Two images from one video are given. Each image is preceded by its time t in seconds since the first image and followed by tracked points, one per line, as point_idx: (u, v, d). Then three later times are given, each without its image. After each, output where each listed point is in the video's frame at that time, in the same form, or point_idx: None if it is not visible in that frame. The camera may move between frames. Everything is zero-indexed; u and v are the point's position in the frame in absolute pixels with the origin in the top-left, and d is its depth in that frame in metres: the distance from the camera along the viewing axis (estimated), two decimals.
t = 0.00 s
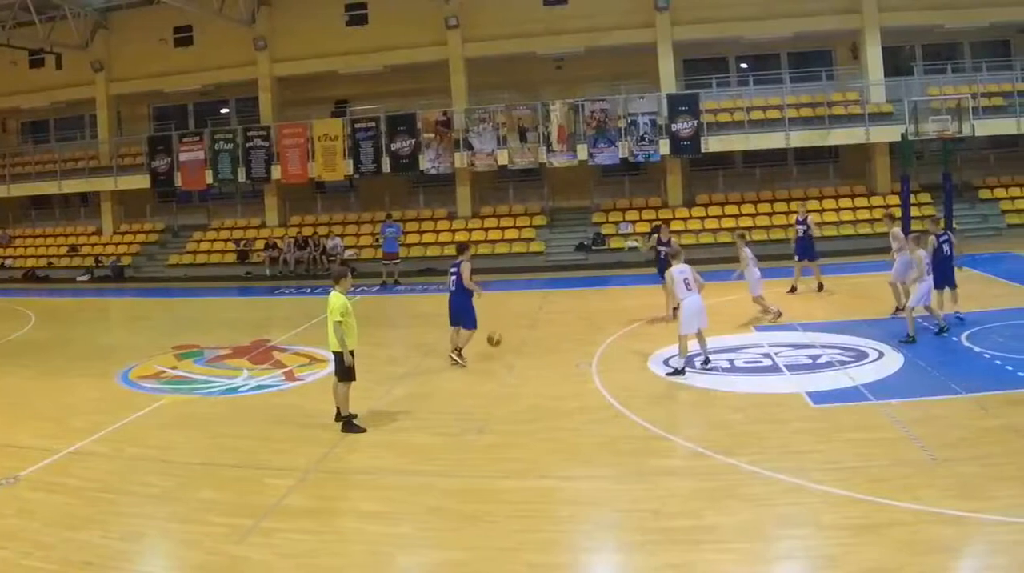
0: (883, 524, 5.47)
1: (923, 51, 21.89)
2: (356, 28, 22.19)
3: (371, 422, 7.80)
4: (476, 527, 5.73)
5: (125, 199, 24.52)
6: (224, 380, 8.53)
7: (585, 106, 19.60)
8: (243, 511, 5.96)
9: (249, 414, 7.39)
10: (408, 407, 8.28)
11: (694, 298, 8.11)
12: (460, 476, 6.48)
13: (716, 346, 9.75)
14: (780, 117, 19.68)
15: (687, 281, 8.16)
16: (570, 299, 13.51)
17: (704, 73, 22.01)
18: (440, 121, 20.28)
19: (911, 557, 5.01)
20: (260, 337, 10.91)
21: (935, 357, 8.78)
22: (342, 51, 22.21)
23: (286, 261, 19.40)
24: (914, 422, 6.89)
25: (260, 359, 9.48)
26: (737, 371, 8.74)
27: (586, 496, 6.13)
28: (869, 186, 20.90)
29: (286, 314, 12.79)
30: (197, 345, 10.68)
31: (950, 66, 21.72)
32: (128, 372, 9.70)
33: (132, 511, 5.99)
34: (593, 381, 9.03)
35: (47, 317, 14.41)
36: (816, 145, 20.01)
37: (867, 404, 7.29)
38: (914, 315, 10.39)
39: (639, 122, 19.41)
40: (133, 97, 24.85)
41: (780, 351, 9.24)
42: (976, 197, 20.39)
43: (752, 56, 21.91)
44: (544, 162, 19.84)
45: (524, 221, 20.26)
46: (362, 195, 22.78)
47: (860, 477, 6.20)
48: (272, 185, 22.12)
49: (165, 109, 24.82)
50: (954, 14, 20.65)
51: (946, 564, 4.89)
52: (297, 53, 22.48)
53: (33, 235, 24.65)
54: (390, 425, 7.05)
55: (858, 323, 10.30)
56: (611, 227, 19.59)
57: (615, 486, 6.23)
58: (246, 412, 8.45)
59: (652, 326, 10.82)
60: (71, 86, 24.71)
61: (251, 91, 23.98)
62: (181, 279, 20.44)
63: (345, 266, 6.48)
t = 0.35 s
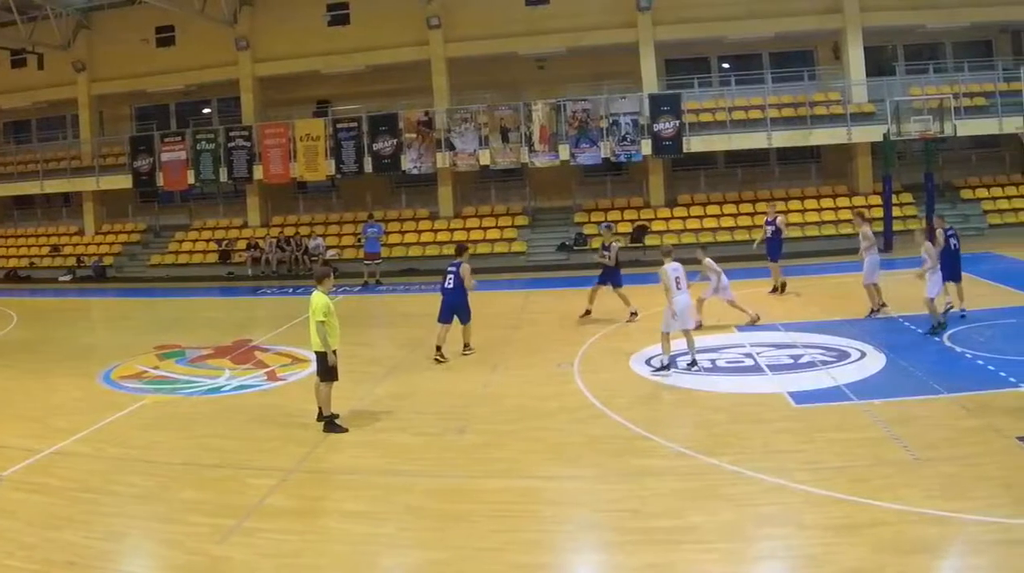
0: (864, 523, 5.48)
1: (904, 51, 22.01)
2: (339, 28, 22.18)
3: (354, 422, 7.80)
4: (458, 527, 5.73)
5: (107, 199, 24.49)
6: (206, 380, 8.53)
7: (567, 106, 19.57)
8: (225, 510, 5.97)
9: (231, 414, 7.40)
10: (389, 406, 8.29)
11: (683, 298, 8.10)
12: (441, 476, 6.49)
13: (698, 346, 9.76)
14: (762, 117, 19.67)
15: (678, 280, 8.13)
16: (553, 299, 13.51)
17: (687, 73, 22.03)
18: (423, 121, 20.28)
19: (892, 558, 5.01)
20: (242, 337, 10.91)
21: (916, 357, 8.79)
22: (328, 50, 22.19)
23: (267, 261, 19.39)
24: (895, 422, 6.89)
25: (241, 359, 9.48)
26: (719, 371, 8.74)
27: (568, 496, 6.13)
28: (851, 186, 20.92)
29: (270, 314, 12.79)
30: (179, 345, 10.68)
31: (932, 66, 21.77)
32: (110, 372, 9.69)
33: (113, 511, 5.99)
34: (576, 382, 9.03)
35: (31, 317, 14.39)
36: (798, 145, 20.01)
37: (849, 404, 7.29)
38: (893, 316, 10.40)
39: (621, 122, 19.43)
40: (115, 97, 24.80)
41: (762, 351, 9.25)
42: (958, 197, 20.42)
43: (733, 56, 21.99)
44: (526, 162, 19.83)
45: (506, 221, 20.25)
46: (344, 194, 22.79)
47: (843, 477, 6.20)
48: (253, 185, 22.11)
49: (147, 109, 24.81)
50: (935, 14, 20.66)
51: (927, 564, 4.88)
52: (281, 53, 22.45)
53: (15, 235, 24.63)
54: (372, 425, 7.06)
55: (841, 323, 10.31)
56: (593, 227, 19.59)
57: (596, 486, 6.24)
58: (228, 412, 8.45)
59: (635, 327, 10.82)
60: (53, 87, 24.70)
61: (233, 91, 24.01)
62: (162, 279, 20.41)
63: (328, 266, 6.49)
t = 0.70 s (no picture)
0: (845, 523, 5.48)
1: (885, 51, 22.00)
2: (320, 27, 22.16)
3: (335, 422, 7.80)
4: (439, 526, 5.72)
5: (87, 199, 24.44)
6: (187, 380, 8.52)
7: (547, 106, 19.57)
8: (206, 511, 5.97)
9: (211, 414, 7.39)
10: (370, 406, 8.29)
11: (660, 297, 8.15)
12: (422, 476, 6.49)
13: (679, 346, 9.76)
14: (742, 117, 19.69)
15: (654, 280, 8.17)
16: (535, 299, 13.51)
17: (667, 72, 22.01)
18: (403, 121, 20.25)
19: (873, 557, 5.01)
20: (222, 337, 10.91)
21: (896, 357, 8.80)
22: (313, 50, 22.16)
23: (248, 261, 19.39)
24: (874, 422, 6.90)
25: (222, 359, 9.49)
26: (699, 371, 8.74)
27: (549, 496, 6.13)
28: (831, 185, 20.92)
29: (254, 314, 12.79)
30: (160, 345, 10.67)
31: (913, 66, 21.79)
32: (90, 372, 9.68)
33: (92, 511, 5.98)
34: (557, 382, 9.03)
35: (15, 317, 14.36)
36: (779, 145, 20.02)
37: (829, 404, 7.29)
38: (872, 316, 10.41)
39: (602, 123, 19.42)
40: (96, 97, 24.73)
41: (742, 351, 9.26)
42: (938, 197, 20.45)
43: (714, 56, 21.97)
44: (507, 162, 19.84)
45: (486, 221, 20.22)
46: (324, 194, 22.79)
47: (824, 477, 6.20)
48: (234, 185, 22.09)
49: (127, 109, 24.78)
50: (916, 13, 20.65)
51: (907, 564, 4.88)
52: (264, 53, 22.42)
53: None
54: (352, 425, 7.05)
55: (822, 322, 10.32)
56: (574, 227, 19.57)
57: (576, 486, 6.24)
58: (208, 412, 8.45)
59: (617, 327, 10.83)
60: (33, 87, 24.65)
61: (213, 91, 24.02)
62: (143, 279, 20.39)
63: (310, 267, 6.49)
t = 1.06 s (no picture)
0: (827, 524, 5.48)
1: (867, 51, 22.01)
2: (303, 27, 22.15)
3: (317, 422, 7.80)
4: (421, 526, 5.73)
5: (69, 199, 24.40)
6: (168, 380, 8.52)
7: (529, 106, 19.54)
8: (188, 511, 5.97)
9: (193, 414, 7.40)
10: (352, 406, 8.30)
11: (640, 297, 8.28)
12: (403, 476, 6.48)
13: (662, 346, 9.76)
14: (724, 117, 19.71)
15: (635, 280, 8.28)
16: (519, 299, 13.51)
17: (650, 72, 22.02)
18: (384, 121, 20.21)
19: (854, 558, 5.01)
20: (204, 337, 10.91)
21: (877, 357, 8.80)
22: (298, 50, 22.13)
23: (230, 261, 19.39)
24: (856, 422, 6.90)
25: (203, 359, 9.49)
26: (682, 371, 8.75)
27: (532, 496, 6.13)
28: (813, 185, 20.93)
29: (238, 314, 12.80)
30: (143, 345, 10.67)
31: (894, 66, 21.80)
32: (72, 372, 9.68)
33: (74, 512, 5.98)
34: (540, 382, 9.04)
35: None
36: (761, 145, 20.03)
37: (810, 405, 7.30)
38: (854, 316, 10.41)
39: (583, 122, 19.42)
40: (77, 96, 24.65)
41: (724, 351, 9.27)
42: (920, 197, 20.49)
43: (695, 57, 21.99)
44: (488, 162, 19.81)
45: (468, 221, 20.18)
46: (305, 194, 22.76)
47: (807, 477, 6.20)
48: (216, 185, 22.07)
49: (109, 109, 24.75)
50: (897, 14, 20.69)
51: (889, 565, 4.89)
52: (248, 53, 22.40)
53: None
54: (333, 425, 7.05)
55: (804, 322, 10.32)
56: (555, 227, 19.59)
57: (557, 486, 6.24)
58: (190, 412, 8.46)
59: (600, 327, 10.84)
60: (14, 87, 24.59)
61: (196, 91, 24.02)
62: (124, 279, 20.36)
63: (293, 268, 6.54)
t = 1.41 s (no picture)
0: (807, 524, 5.48)
1: (847, 52, 22.03)
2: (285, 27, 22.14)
3: (298, 422, 7.80)
4: (402, 526, 5.72)
5: (49, 199, 24.36)
6: (149, 380, 8.52)
7: (510, 106, 19.55)
8: (168, 511, 5.97)
9: (173, 414, 7.40)
10: (333, 406, 8.30)
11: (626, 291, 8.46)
12: (384, 476, 6.48)
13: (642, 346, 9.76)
14: (705, 117, 19.66)
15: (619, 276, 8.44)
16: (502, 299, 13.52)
17: (629, 72, 21.99)
18: (365, 121, 20.23)
19: (834, 556, 5.02)
20: (185, 337, 10.92)
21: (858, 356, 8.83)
22: (282, 50, 22.09)
23: (210, 261, 19.38)
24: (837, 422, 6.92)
25: (183, 358, 9.49)
26: (662, 371, 8.74)
27: (513, 496, 6.12)
28: (793, 185, 20.96)
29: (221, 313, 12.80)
30: (124, 345, 10.67)
31: (875, 66, 21.80)
32: (52, 371, 9.67)
33: (53, 512, 5.97)
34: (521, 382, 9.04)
35: None
36: (742, 145, 20.02)
37: (791, 405, 7.29)
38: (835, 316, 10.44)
39: (564, 122, 19.45)
40: (59, 97, 24.64)
41: (705, 350, 9.26)
42: (900, 197, 20.50)
43: (676, 56, 21.97)
44: (469, 162, 19.84)
45: (448, 221, 20.15)
46: (285, 195, 22.75)
47: (787, 478, 6.20)
48: (196, 185, 22.04)
49: (90, 109, 24.72)
50: (876, 14, 20.69)
51: (868, 564, 4.89)
52: (229, 53, 22.38)
53: None
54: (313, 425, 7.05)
55: (785, 323, 10.33)
56: (537, 227, 19.63)
57: (538, 485, 6.25)
58: (170, 412, 8.45)
59: (580, 327, 10.85)
60: None
61: (176, 91, 24.02)
62: (103, 279, 20.32)
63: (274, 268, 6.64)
